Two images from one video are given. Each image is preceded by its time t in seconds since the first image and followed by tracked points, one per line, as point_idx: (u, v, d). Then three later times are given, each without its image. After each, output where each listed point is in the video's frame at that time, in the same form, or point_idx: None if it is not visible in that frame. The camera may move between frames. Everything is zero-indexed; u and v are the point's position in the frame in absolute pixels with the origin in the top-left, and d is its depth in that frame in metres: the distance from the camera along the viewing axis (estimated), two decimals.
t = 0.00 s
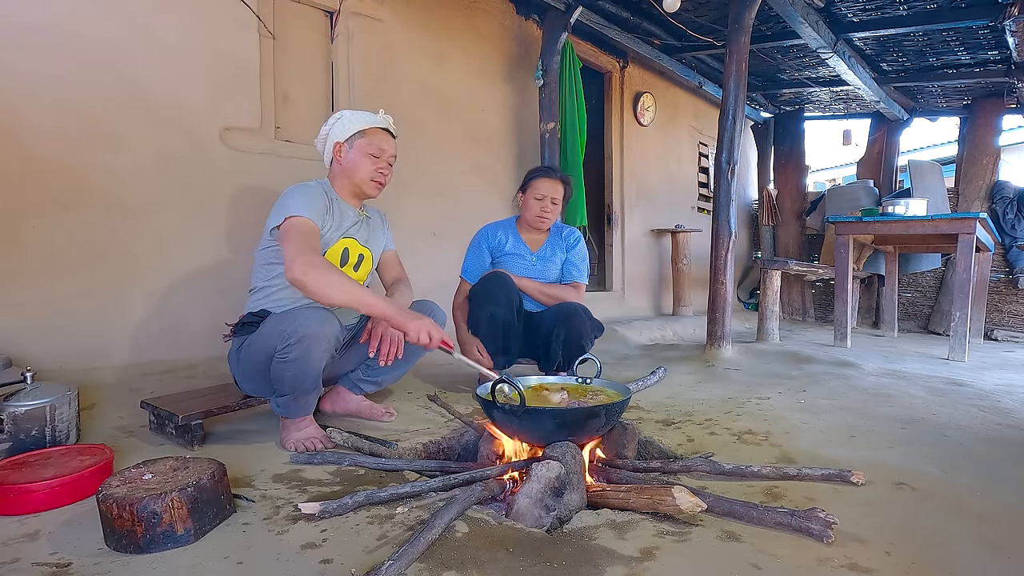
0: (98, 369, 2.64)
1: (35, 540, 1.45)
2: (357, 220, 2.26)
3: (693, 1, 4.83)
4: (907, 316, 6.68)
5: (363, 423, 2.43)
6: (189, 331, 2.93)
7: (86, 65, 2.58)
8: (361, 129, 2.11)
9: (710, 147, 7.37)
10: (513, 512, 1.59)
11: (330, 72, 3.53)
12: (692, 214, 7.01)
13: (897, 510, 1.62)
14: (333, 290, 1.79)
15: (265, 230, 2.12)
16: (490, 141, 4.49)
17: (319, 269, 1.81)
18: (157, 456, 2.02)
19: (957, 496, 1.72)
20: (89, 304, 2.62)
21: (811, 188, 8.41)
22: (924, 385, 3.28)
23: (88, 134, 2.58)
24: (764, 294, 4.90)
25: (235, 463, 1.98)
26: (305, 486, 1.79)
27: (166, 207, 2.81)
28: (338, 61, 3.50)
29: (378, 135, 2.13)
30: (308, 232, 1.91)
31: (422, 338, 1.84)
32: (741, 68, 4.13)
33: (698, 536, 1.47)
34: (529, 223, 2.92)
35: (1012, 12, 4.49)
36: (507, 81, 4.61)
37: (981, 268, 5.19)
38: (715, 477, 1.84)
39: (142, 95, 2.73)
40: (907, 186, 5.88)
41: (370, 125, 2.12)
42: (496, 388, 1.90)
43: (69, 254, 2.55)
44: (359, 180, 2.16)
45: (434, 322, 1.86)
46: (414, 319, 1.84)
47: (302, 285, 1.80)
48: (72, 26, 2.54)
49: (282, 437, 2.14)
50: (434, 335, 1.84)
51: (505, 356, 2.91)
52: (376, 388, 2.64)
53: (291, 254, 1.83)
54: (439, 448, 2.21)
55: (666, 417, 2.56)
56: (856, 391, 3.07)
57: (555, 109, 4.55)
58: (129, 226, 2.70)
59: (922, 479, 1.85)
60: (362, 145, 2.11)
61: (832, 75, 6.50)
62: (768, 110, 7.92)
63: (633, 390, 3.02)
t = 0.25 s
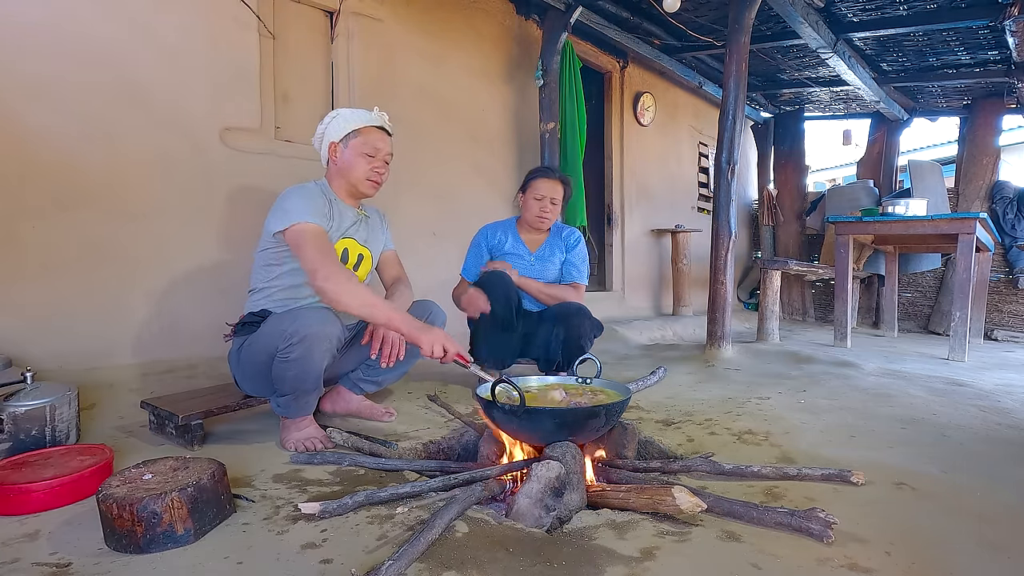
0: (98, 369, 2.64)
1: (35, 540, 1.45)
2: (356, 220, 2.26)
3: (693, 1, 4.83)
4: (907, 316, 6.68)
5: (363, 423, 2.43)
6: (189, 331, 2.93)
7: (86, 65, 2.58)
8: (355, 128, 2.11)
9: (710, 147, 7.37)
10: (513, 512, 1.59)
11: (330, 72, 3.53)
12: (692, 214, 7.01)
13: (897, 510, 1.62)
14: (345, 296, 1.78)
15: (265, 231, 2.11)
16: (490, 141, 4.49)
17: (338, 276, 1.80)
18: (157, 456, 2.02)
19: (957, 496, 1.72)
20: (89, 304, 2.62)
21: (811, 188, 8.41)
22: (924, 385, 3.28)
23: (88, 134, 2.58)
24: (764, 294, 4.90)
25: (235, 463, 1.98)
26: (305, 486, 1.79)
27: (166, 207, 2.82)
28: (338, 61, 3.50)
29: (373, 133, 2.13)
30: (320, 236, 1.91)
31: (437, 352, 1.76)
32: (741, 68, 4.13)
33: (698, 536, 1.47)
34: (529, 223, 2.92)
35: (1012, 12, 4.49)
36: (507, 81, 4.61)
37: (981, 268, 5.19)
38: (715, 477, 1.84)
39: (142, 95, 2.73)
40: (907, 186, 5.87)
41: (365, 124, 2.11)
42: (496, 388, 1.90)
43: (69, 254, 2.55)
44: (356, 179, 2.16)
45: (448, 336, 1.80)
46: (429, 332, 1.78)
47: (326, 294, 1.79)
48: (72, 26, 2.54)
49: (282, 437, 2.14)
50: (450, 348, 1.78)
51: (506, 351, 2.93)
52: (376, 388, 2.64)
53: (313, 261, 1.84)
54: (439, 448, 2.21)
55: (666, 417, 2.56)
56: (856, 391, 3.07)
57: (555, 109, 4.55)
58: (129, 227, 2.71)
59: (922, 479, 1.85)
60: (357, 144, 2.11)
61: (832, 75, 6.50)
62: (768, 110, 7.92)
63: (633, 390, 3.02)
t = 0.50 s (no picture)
0: (98, 369, 2.64)
1: (35, 540, 1.45)
2: (357, 221, 2.26)
3: (693, 1, 4.83)
4: (907, 316, 6.68)
5: (363, 423, 2.43)
6: (189, 331, 2.93)
7: (86, 65, 2.58)
8: (357, 131, 2.10)
9: (710, 147, 7.37)
10: (513, 512, 1.59)
11: (330, 72, 3.53)
12: (692, 214, 7.01)
13: (897, 510, 1.62)
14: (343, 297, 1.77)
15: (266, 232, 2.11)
16: (490, 141, 4.49)
17: (326, 280, 1.78)
18: (157, 456, 2.02)
19: (958, 496, 1.72)
20: (89, 304, 2.62)
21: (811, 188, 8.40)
22: (924, 385, 3.28)
23: (88, 134, 2.59)
24: (764, 294, 4.89)
25: (235, 463, 1.98)
26: (305, 486, 1.79)
27: (166, 207, 2.82)
28: (338, 61, 3.50)
29: (376, 137, 2.12)
30: (315, 237, 1.92)
31: (428, 343, 1.77)
32: (741, 68, 4.13)
33: (698, 536, 1.47)
34: (533, 223, 2.91)
35: (1012, 12, 4.49)
36: (507, 81, 4.61)
37: (981, 268, 5.19)
38: (715, 477, 1.84)
39: (142, 94, 2.73)
40: (907, 186, 5.87)
41: (367, 126, 2.10)
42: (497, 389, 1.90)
43: (69, 254, 2.55)
44: (355, 181, 2.16)
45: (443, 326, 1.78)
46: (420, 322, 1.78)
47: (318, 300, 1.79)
48: (73, 25, 2.54)
49: (282, 437, 2.14)
50: (444, 338, 1.76)
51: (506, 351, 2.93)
52: (376, 388, 2.64)
53: (301, 267, 1.83)
54: (439, 448, 2.21)
55: (666, 417, 2.56)
56: (855, 391, 3.07)
57: (556, 109, 4.55)
58: (129, 226, 2.71)
59: (922, 479, 1.85)
60: (359, 147, 2.11)
61: (832, 75, 6.50)
62: (768, 110, 7.92)
63: (633, 390, 3.02)
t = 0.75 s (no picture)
0: (98, 369, 2.64)
1: (35, 540, 1.45)
2: (358, 221, 2.26)
3: (693, 1, 4.83)
4: (907, 316, 6.68)
5: (363, 423, 2.43)
6: (189, 331, 2.93)
7: (86, 65, 2.58)
8: (356, 130, 2.10)
9: (710, 147, 7.37)
10: (513, 512, 1.59)
11: (330, 72, 3.53)
12: (692, 214, 7.01)
13: (897, 510, 1.62)
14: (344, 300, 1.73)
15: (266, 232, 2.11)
16: (490, 141, 4.49)
17: (331, 282, 1.76)
18: (157, 456, 2.02)
19: (957, 496, 1.72)
20: (89, 304, 2.62)
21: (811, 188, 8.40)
22: (924, 385, 3.28)
23: (88, 134, 2.59)
24: (764, 294, 4.89)
25: (235, 463, 1.98)
26: (305, 486, 1.79)
27: (166, 207, 2.82)
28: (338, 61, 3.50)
29: (375, 136, 2.12)
30: (317, 241, 1.90)
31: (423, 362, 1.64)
32: (741, 68, 4.13)
33: (698, 536, 1.47)
34: (536, 223, 2.92)
35: (1012, 12, 4.49)
36: (507, 82, 4.61)
37: (981, 268, 5.19)
38: (715, 477, 1.84)
39: (142, 94, 2.73)
40: (907, 186, 5.87)
41: (366, 125, 2.10)
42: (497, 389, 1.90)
43: (69, 255, 2.55)
44: (355, 181, 2.16)
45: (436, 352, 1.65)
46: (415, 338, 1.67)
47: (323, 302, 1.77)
48: (73, 25, 2.54)
49: (282, 437, 2.14)
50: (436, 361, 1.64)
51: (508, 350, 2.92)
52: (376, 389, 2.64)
53: (307, 269, 1.82)
54: (439, 448, 2.21)
55: (666, 418, 2.56)
56: (855, 391, 3.07)
57: (556, 109, 4.55)
58: (130, 227, 2.71)
59: (922, 479, 1.85)
60: (358, 147, 2.11)
61: (833, 75, 6.50)
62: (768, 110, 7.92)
63: (633, 390, 3.02)
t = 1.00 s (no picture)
0: (98, 370, 2.64)
1: (35, 540, 1.45)
2: (358, 222, 2.26)
3: (693, 1, 4.83)
4: (907, 316, 6.68)
5: (363, 423, 2.43)
6: (189, 331, 2.93)
7: (85, 65, 2.57)
8: (356, 130, 2.10)
9: (710, 147, 7.37)
10: (513, 512, 1.59)
11: (330, 72, 3.53)
12: (692, 214, 7.01)
13: (896, 510, 1.62)
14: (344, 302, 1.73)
15: (265, 233, 2.11)
16: (490, 141, 4.49)
17: (330, 283, 1.76)
18: (157, 456, 2.02)
19: (957, 495, 1.72)
20: (89, 304, 2.62)
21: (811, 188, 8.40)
22: (924, 385, 3.28)
23: (88, 134, 2.59)
24: (764, 294, 4.90)
25: (235, 463, 1.98)
26: (305, 486, 1.79)
27: (166, 207, 2.82)
28: (338, 61, 3.50)
29: (375, 135, 2.12)
30: (320, 240, 1.91)
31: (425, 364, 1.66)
32: (741, 68, 4.13)
33: (698, 536, 1.47)
34: (538, 224, 2.93)
35: (1012, 12, 4.49)
36: (507, 82, 4.61)
37: (981, 268, 5.19)
38: (715, 477, 1.84)
39: (141, 94, 2.73)
40: (907, 186, 5.87)
41: (366, 125, 2.11)
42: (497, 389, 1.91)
43: (69, 255, 2.55)
44: (355, 181, 2.16)
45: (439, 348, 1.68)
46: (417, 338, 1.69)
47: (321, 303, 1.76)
48: (72, 25, 2.54)
49: (282, 437, 2.14)
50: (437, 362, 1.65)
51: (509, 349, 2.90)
52: (376, 389, 2.64)
53: (305, 269, 1.82)
54: (439, 448, 2.21)
55: (666, 418, 2.56)
56: (855, 391, 3.07)
57: (556, 109, 4.55)
58: (129, 227, 2.70)
59: (922, 479, 1.85)
60: (358, 147, 2.11)
61: (833, 75, 6.50)
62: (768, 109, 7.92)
63: (633, 390, 3.02)
